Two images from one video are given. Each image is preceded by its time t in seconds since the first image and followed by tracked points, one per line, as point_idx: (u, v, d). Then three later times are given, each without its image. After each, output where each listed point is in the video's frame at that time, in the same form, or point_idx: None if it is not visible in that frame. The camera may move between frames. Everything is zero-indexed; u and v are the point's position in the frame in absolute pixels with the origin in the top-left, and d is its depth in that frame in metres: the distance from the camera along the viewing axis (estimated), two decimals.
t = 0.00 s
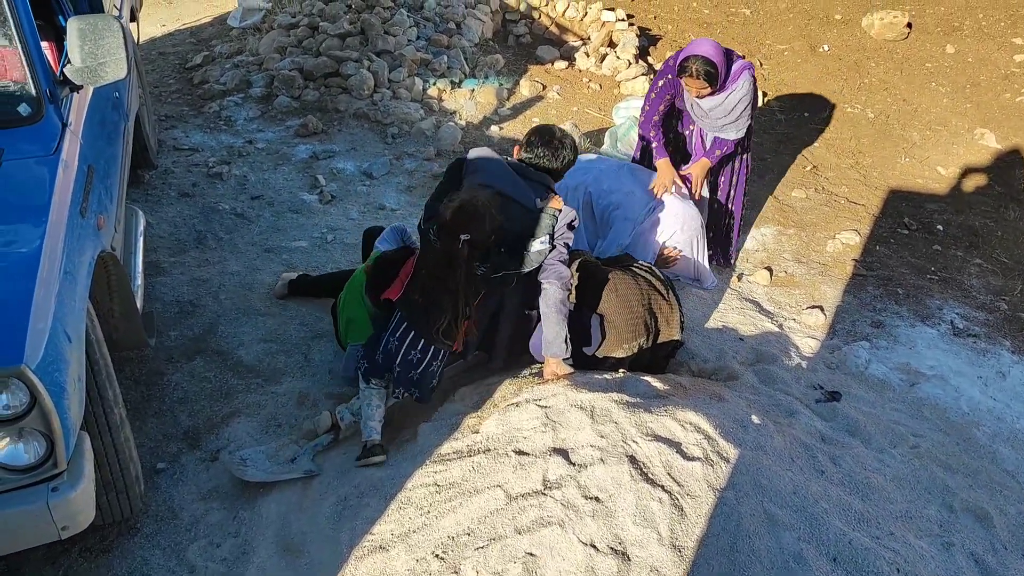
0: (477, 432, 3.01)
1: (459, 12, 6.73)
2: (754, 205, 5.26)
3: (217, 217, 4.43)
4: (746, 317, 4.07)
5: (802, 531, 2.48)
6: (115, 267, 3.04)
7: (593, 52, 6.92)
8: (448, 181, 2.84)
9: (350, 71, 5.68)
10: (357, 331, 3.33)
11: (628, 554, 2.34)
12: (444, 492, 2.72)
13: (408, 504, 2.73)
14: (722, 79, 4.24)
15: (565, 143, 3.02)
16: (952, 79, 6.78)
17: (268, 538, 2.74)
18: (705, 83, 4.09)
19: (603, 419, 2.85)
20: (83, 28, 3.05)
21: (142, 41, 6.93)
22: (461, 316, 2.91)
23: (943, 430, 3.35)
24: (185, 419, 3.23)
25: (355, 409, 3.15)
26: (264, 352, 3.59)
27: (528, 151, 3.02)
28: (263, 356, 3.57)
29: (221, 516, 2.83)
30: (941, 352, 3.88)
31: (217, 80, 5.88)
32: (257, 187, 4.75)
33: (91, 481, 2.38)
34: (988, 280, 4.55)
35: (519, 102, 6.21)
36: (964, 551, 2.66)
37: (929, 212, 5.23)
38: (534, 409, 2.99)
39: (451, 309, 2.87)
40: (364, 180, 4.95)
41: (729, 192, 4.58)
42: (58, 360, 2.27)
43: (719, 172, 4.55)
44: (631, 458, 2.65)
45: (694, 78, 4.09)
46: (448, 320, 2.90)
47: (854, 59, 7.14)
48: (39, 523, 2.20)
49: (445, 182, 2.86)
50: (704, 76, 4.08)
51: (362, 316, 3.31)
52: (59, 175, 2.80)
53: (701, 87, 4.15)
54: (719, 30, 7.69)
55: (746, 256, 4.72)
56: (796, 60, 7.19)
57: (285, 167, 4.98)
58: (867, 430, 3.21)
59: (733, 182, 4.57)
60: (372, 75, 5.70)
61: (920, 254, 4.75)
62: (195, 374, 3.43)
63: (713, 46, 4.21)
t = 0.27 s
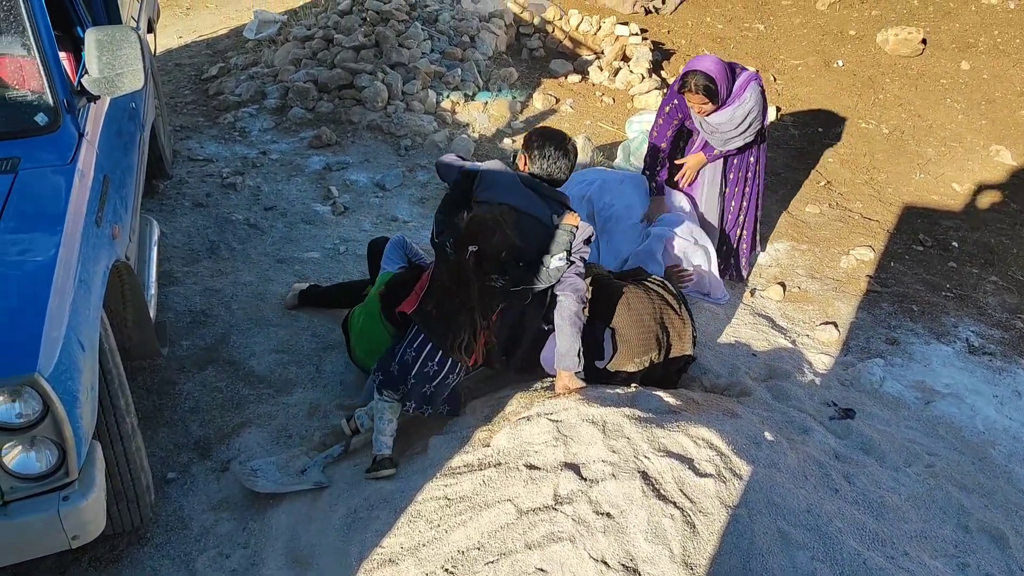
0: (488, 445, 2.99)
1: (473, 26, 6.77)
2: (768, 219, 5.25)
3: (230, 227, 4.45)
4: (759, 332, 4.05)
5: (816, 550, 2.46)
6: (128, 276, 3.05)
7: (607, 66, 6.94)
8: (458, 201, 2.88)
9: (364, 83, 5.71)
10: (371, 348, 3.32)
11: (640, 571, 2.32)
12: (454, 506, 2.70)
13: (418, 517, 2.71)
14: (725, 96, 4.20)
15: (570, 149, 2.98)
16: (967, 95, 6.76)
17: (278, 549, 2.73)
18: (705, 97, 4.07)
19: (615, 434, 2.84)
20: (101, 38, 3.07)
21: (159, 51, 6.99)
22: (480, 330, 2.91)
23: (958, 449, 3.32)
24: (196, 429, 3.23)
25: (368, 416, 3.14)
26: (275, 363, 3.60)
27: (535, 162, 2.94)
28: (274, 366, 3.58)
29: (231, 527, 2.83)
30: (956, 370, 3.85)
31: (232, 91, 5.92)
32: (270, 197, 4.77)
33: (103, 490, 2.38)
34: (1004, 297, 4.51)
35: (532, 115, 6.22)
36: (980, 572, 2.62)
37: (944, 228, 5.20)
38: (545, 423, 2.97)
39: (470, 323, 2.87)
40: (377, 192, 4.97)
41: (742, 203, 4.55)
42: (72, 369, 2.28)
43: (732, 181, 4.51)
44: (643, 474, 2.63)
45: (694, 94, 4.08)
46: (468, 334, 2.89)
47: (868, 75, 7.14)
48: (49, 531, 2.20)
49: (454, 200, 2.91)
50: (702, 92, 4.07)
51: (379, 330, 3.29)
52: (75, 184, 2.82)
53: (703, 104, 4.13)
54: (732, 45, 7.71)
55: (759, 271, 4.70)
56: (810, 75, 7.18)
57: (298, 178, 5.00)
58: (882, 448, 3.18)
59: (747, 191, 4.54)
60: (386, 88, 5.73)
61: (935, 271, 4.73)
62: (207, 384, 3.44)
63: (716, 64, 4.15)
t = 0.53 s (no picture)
0: (500, 460, 2.98)
1: (487, 41, 6.81)
2: (781, 235, 5.23)
3: (244, 239, 4.47)
4: (773, 349, 4.02)
5: (832, 571, 2.42)
6: (143, 287, 3.06)
7: (620, 81, 6.97)
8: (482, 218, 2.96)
9: (379, 97, 5.74)
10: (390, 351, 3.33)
11: None
12: (465, 521, 2.68)
13: (429, 532, 2.69)
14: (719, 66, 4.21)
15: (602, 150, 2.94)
16: (983, 112, 6.74)
17: (287, 561, 2.71)
18: (696, 69, 4.10)
19: (628, 450, 2.82)
20: (120, 52, 3.11)
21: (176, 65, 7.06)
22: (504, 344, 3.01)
23: (975, 470, 3.28)
24: (208, 441, 3.23)
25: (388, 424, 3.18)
26: (287, 375, 3.60)
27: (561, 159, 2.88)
28: (286, 379, 3.58)
29: (241, 540, 2.82)
30: (973, 389, 3.81)
31: (248, 104, 5.96)
32: (284, 210, 4.80)
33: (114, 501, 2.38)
34: (1021, 316, 4.48)
35: (546, 129, 6.24)
36: None
37: (959, 246, 5.17)
38: (558, 439, 2.96)
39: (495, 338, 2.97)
40: (390, 205, 4.98)
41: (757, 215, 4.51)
42: (86, 379, 2.29)
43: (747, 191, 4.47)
44: (656, 491, 2.61)
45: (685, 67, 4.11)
46: (493, 348, 2.98)
47: (882, 92, 7.13)
48: (60, 542, 2.20)
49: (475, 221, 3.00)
50: (692, 65, 4.09)
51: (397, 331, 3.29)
52: (92, 196, 2.84)
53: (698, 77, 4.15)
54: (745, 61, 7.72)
55: (773, 287, 4.68)
56: (824, 92, 7.18)
57: (312, 191, 5.03)
58: (897, 467, 3.15)
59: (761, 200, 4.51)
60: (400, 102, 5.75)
61: (951, 288, 4.70)
62: (219, 395, 3.44)
63: (709, 36, 4.15)
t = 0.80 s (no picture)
0: (512, 476, 2.97)
1: (501, 56, 6.85)
2: (795, 252, 5.22)
3: (258, 252, 4.49)
4: (787, 366, 4.00)
5: None
6: (157, 300, 3.07)
7: (634, 97, 6.98)
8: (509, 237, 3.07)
9: (393, 112, 5.77)
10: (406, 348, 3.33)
11: None
12: (477, 537, 2.66)
13: (440, 548, 2.66)
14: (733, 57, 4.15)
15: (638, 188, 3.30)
16: (998, 130, 6.71)
17: None
18: (712, 54, 4.04)
19: (641, 468, 2.80)
20: (137, 66, 3.14)
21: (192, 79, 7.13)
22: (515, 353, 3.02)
23: (992, 491, 3.24)
24: (220, 454, 3.24)
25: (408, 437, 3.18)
26: (300, 388, 3.60)
27: (601, 188, 3.19)
28: (299, 392, 3.58)
29: (252, 554, 2.81)
30: (989, 409, 3.78)
31: (263, 118, 6.00)
32: (298, 224, 4.82)
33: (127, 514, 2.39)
34: None
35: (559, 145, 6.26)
36: None
37: (975, 264, 5.14)
38: (570, 455, 2.94)
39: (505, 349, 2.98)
40: (404, 219, 5.00)
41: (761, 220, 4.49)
42: (100, 392, 2.30)
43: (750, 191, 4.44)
44: (668, 509, 2.59)
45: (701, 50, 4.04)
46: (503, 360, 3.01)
47: (896, 110, 7.12)
48: (73, 555, 2.20)
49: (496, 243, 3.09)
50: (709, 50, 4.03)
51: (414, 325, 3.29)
52: (108, 209, 2.86)
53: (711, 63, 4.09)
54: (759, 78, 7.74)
55: (787, 304, 4.66)
56: (838, 108, 7.17)
57: (325, 205, 5.05)
58: (913, 487, 3.12)
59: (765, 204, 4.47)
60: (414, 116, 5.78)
61: (966, 307, 4.67)
62: (231, 409, 3.45)
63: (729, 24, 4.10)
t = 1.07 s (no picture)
0: (524, 493, 2.95)
1: (516, 72, 6.88)
2: (810, 269, 5.20)
3: (272, 265, 4.52)
4: (801, 384, 3.98)
5: None
6: (173, 313, 3.09)
7: (648, 113, 7.00)
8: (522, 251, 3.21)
9: (408, 126, 5.80)
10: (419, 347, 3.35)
11: None
12: (489, 554, 2.63)
13: (451, 565, 2.63)
14: (741, 102, 4.36)
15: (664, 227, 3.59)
16: (1015, 148, 6.68)
17: None
18: (720, 98, 4.25)
19: (654, 486, 2.79)
20: (157, 81, 3.18)
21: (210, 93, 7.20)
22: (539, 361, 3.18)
23: (1010, 513, 3.20)
24: (233, 467, 3.25)
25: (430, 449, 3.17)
26: (312, 402, 3.61)
27: (632, 217, 3.49)
28: (312, 406, 3.59)
29: (264, 568, 2.81)
30: (1006, 430, 3.74)
31: (279, 132, 6.05)
32: (312, 237, 4.84)
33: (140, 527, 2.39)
34: None
35: (572, 160, 6.27)
36: None
37: (992, 283, 5.11)
38: (583, 472, 2.93)
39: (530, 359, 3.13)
40: (417, 233, 5.02)
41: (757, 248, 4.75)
42: (116, 405, 2.31)
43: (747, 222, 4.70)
44: (682, 528, 2.58)
45: (710, 93, 4.26)
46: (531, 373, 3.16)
47: (912, 127, 7.11)
48: (85, 567, 2.21)
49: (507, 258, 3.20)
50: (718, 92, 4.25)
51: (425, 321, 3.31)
52: (126, 222, 2.88)
53: (719, 106, 4.31)
54: (773, 95, 7.76)
55: (801, 321, 4.64)
56: (854, 125, 7.17)
57: (340, 218, 5.07)
58: (929, 508, 3.09)
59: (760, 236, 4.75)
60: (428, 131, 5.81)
61: (983, 326, 4.64)
62: (245, 422, 3.46)
63: (740, 70, 4.33)
